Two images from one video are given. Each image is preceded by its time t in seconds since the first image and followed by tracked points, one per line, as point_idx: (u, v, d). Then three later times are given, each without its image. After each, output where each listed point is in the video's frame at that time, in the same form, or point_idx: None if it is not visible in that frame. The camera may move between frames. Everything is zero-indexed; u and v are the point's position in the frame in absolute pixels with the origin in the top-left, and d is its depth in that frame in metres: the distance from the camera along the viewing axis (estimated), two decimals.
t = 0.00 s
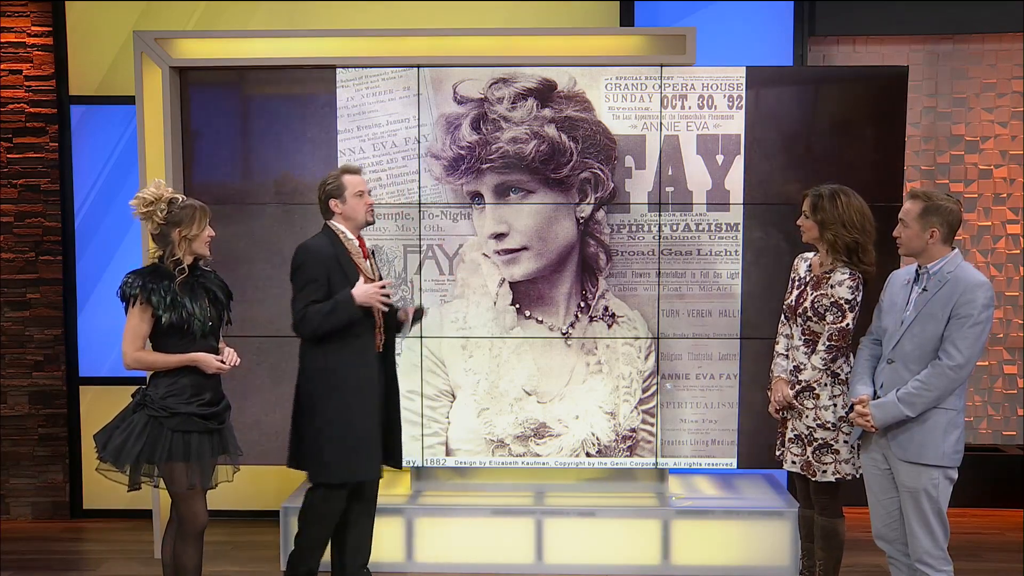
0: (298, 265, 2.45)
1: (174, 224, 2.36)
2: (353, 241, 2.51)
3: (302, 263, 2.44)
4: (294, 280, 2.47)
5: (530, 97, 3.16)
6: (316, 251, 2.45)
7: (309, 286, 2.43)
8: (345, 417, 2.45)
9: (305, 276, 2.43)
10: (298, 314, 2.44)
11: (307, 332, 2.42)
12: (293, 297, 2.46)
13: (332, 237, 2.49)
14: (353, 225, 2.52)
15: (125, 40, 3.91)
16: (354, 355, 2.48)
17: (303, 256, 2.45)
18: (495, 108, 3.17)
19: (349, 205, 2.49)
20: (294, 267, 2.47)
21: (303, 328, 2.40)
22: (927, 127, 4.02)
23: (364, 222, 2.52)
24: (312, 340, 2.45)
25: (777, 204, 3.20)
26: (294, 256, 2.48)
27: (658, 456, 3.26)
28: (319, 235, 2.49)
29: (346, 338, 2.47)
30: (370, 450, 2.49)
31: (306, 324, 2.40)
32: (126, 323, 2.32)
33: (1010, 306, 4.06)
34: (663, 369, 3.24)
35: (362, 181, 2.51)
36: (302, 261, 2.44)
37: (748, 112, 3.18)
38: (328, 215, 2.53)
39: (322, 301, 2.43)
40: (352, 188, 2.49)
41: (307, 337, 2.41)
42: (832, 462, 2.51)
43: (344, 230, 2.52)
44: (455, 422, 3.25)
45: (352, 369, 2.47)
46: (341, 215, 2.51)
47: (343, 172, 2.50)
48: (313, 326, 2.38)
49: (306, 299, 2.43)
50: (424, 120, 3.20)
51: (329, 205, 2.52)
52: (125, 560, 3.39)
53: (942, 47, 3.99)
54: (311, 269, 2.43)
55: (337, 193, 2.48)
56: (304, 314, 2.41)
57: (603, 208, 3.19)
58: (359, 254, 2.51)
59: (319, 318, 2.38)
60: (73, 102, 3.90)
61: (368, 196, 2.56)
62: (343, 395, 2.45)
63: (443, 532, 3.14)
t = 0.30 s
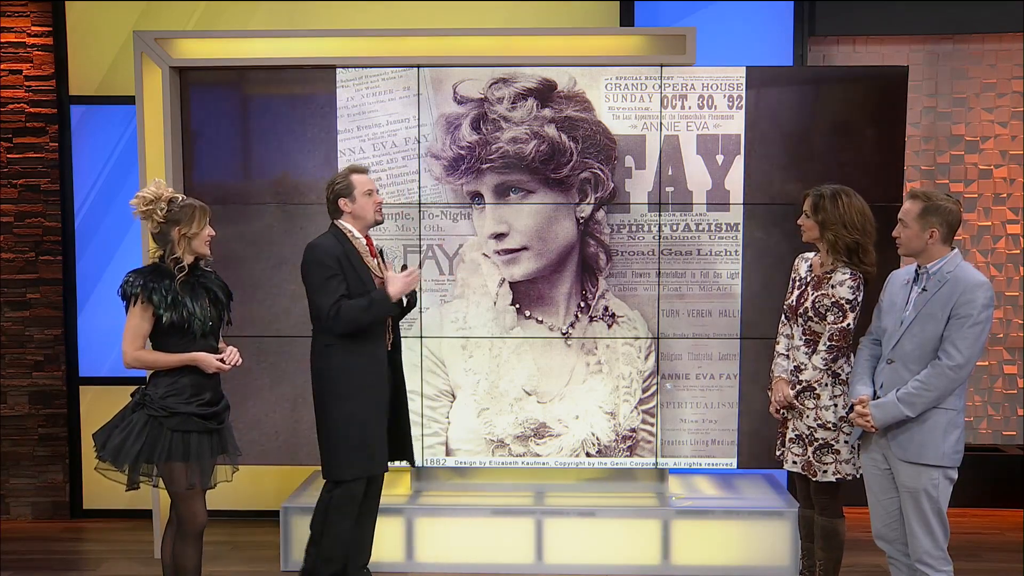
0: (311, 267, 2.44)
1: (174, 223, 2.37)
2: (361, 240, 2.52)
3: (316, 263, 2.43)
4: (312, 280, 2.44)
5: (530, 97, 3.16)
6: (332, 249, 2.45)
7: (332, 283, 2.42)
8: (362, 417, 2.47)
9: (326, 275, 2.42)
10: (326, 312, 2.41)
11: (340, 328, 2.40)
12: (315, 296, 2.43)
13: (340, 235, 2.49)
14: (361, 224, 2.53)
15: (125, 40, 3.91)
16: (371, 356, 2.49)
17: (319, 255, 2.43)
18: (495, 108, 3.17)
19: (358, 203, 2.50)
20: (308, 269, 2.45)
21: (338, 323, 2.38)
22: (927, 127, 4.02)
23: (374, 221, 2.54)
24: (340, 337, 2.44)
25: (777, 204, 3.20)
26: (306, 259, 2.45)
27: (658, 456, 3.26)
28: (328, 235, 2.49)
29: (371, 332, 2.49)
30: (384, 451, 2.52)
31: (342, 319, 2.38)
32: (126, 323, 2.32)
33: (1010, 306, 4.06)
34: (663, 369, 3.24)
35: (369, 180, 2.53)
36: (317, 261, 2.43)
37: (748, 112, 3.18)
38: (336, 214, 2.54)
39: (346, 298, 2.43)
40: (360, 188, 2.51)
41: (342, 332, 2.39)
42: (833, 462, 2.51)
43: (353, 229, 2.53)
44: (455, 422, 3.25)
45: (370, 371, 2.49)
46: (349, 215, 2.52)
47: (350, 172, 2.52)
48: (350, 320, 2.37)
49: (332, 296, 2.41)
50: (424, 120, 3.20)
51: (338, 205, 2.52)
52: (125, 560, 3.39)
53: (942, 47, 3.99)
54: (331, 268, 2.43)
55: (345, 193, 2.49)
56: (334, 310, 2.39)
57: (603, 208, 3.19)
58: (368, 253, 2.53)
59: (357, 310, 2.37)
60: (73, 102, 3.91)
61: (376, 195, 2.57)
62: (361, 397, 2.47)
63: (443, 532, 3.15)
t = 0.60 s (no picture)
0: (311, 267, 2.45)
1: (175, 223, 2.37)
2: (363, 240, 2.52)
3: (315, 263, 2.44)
4: (312, 280, 2.45)
5: (530, 97, 3.16)
6: (333, 250, 2.45)
7: (330, 284, 2.42)
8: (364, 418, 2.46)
9: (325, 276, 2.43)
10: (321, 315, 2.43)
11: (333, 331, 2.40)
12: (315, 296, 2.44)
13: (344, 235, 2.50)
14: (365, 224, 2.53)
15: (125, 40, 3.91)
16: (371, 356, 2.49)
17: (320, 255, 2.44)
18: (495, 108, 3.17)
19: (362, 203, 2.49)
20: (309, 270, 2.46)
21: (332, 325, 2.39)
22: (927, 127, 4.02)
23: (378, 221, 2.53)
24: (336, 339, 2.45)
25: (776, 204, 3.20)
26: (307, 259, 2.46)
27: (658, 456, 3.26)
28: (330, 235, 2.49)
29: (367, 334, 2.48)
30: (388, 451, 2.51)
31: (336, 320, 2.38)
32: (127, 323, 2.32)
33: (1010, 305, 4.05)
34: (663, 369, 3.24)
35: (375, 180, 2.52)
36: (316, 261, 2.44)
37: (748, 112, 3.18)
38: (340, 214, 2.54)
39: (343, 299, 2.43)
40: (364, 188, 2.50)
41: (337, 334, 2.39)
42: (834, 463, 2.51)
43: (354, 229, 2.53)
44: (455, 422, 3.25)
45: (371, 370, 2.48)
46: (353, 215, 2.52)
47: (355, 172, 2.51)
48: (342, 323, 2.37)
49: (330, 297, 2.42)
50: (424, 120, 3.20)
51: (342, 204, 2.52)
52: (126, 560, 3.39)
53: (942, 47, 3.99)
54: (329, 269, 2.43)
55: (350, 193, 2.49)
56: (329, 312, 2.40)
57: (603, 208, 3.19)
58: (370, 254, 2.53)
59: (350, 312, 2.36)
60: (73, 102, 3.91)
61: (381, 195, 2.56)
62: (361, 397, 2.46)
63: (444, 532, 3.15)
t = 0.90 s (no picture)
0: (312, 268, 2.45)
1: (176, 224, 2.36)
2: (365, 241, 2.52)
3: (318, 264, 2.43)
4: (313, 281, 2.44)
5: (529, 97, 3.16)
6: (337, 251, 2.45)
7: (332, 286, 2.42)
8: (363, 421, 2.46)
9: (328, 277, 2.42)
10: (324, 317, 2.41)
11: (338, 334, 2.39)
12: (315, 297, 2.43)
13: (345, 236, 2.49)
14: (367, 225, 2.53)
15: (125, 40, 3.91)
16: (371, 358, 2.48)
17: (321, 255, 2.43)
18: (495, 108, 3.17)
19: (365, 204, 2.49)
20: (310, 271, 2.45)
21: (337, 327, 2.38)
22: (927, 127, 4.01)
23: (381, 222, 2.53)
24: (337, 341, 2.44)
25: (776, 204, 3.20)
26: (308, 260, 2.46)
27: (658, 456, 3.26)
28: (331, 235, 2.49)
29: (370, 336, 2.47)
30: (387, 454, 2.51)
31: (341, 323, 2.37)
32: (126, 322, 2.33)
33: (1010, 305, 4.05)
34: (663, 369, 3.24)
35: (377, 181, 2.52)
36: (319, 261, 2.44)
37: (748, 112, 3.18)
38: (343, 215, 2.54)
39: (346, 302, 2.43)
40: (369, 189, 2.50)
41: (340, 336, 2.38)
42: (835, 463, 2.52)
43: (356, 230, 2.53)
44: (455, 422, 3.25)
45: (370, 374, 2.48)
46: (355, 215, 2.52)
47: (358, 172, 2.51)
48: (349, 325, 2.37)
49: (333, 300, 2.41)
50: (424, 120, 3.20)
51: (344, 205, 2.52)
52: (126, 560, 3.39)
53: (942, 47, 3.99)
54: (331, 270, 2.43)
55: (353, 193, 2.48)
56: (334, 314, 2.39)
57: (603, 208, 3.19)
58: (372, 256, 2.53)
59: (357, 316, 2.36)
60: (73, 102, 3.91)
61: (384, 196, 2.56)
62: (361, 400, 2.46)
63: (443, 533, 3.15)
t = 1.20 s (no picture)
0: (314, 268, 2.45)
1: (176, 224, 2.36)
2: (368, 242, 2.51)
3: (319, 264, 2.44)
4: (314, 281, 2.44)
5: (529, 97, 3.16)
6: (340, 252, 2.45)
7: (332, 287, 2.42)
8: (360, 422, 2.46)
9: (329, 279, 2.43)
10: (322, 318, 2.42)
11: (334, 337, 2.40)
12: (316, 298, 2.44)
13: (348, 237, 2.49)
14: (370, 227, 2.51)
15: (125, 40, 3.91)
16: (371, 359, 2.48)
17: (324, 256, 2.43)
18: (495, 108, 3.17)
19: (369, 207, 2.49)
20: (312, 270, 2.46)
21: (334, 330, 2.38)
22: (927, 127, 4.01)
23: (382, 225, 2.53)
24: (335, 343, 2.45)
25: (776, 204, 3.20)
26: (310, 260, 2.46)
27: (658, 456, 3.26)
28: (334, 236, 2.49)
29: (369, 338, 2.47)
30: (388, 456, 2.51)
31: (338, 326, 2.38)
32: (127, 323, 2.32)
33: (1010, 306, 4.05)
34: (663, 369, 3.24)
35: (383, 183, 2.51)
36: (321, 262, 2.44)
37: (748, 112, 3.18)
38: (346, 216, 2.52)
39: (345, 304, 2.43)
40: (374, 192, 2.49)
41: (337, 339, 2.39)
42: (836, 463, 2.52)
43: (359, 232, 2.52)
44: (455, 422, 3.25)
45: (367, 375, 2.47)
46: (359, 217, 2.51)
47: (365, 173, 2.49)
48: (345, 329, 2.37)
49: (332, 301, 2.41)
50: (424, 120, 3.20)
51: (349, 206, 2.50)
52: (126, 560, 3.39)
53: (942, 47, 3.98)
54: (333, 271, 2.43)
55: (358, 194, 2.47)
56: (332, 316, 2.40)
57: (603, 208, 3.19)
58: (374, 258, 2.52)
59: (354, 319, 2.37)
60: (73, 102, 3.91)
61: (389, 198, 2.56)
62: (358, 401, 2.46)
63: (444, 533, 3.15)
